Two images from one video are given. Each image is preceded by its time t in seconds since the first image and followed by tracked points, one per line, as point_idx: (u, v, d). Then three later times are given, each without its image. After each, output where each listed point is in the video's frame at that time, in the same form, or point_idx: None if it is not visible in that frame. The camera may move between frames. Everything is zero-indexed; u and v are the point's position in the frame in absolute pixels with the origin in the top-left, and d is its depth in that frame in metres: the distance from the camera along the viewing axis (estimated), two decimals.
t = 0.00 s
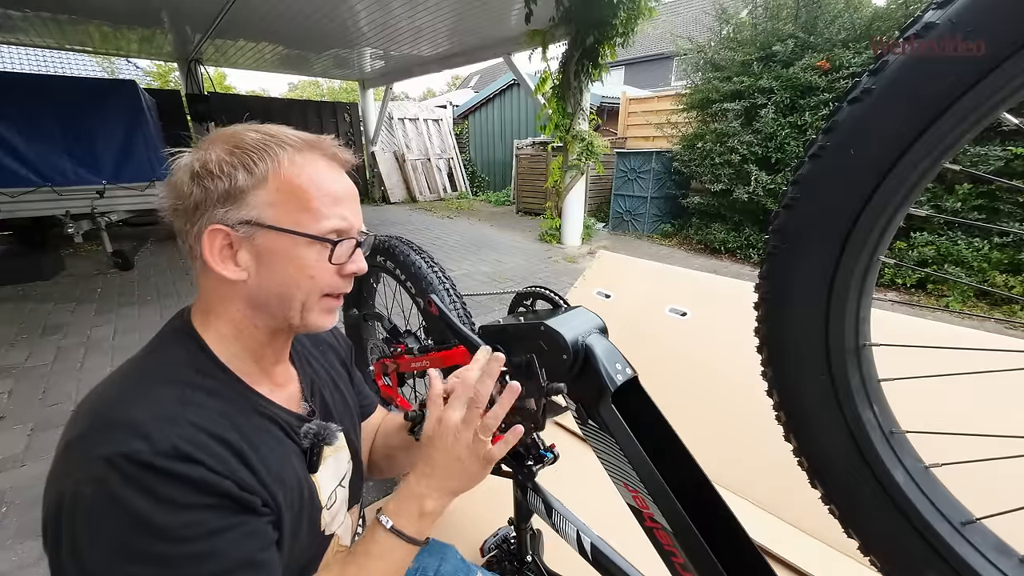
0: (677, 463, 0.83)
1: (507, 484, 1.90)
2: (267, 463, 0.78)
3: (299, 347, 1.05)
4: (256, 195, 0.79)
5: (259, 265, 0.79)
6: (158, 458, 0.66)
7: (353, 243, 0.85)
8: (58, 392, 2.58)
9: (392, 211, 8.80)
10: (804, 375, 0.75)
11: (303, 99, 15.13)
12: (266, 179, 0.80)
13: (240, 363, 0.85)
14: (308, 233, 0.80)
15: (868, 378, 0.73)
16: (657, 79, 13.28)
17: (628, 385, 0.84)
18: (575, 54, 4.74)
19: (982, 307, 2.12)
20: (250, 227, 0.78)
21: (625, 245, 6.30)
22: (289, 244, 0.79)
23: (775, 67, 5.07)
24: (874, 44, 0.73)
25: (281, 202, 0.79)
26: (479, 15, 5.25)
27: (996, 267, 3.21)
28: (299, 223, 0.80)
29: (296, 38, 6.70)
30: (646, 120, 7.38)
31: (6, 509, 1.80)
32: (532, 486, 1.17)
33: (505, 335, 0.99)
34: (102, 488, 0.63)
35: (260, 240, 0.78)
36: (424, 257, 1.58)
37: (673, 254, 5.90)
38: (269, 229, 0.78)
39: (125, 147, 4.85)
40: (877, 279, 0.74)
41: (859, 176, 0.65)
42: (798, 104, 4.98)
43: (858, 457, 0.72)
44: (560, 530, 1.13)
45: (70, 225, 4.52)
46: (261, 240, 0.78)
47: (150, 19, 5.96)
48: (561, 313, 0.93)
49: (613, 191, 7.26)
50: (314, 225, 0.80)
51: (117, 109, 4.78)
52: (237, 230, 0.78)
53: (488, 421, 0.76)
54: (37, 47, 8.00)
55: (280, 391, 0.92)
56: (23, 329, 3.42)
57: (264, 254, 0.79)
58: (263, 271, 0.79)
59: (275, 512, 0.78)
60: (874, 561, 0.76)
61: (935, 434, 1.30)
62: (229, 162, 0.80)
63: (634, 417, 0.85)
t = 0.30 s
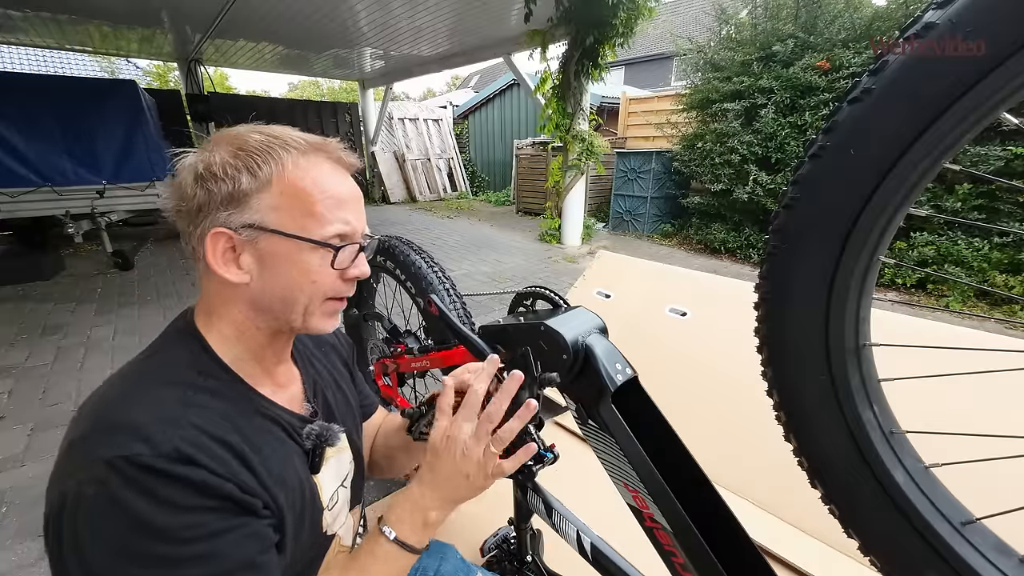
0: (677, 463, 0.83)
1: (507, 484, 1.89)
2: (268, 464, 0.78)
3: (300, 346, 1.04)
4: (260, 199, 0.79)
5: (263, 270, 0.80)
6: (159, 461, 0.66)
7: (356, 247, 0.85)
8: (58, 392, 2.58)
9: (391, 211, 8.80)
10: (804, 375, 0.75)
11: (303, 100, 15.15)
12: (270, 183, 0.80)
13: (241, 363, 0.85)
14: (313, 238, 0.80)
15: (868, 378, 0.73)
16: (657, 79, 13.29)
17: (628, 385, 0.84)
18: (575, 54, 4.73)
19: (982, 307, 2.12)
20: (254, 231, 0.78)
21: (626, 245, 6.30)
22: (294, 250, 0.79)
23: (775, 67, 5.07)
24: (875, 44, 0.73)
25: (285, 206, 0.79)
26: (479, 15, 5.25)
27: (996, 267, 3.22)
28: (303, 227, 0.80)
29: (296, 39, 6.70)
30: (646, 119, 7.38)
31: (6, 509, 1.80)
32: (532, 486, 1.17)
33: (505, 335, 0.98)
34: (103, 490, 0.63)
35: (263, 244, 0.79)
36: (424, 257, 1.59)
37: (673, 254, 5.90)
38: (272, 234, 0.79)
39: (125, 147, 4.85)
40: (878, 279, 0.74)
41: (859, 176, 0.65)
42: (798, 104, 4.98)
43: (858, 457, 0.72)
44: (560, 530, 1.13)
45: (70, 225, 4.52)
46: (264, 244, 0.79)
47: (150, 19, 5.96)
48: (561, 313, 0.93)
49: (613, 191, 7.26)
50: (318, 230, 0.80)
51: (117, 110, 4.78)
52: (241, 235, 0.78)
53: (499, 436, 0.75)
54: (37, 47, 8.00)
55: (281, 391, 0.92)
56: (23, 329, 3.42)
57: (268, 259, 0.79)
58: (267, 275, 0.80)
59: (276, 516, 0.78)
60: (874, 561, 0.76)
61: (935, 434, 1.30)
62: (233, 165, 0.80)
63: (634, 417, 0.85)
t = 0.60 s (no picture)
0: (677, 464, 0.83)
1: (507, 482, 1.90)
2: (275, 457, 0.78)
3: (317, 347, 1.05)
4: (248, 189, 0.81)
5: (243, 260, 0.80)
6: (172, 445, 0.67)
7: (328, 241, 0.80)
8: (58, 392, 2.58)
9: (391, 211, 8.80)
10: (804, 375, 0.75)
11: (303, 99, 15.15)
12: (258, 174, 0.82)
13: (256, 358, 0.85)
14: (282, 222, 0.78)
15: (867, 378, 0.73)
16: (658, 79, 13.28)
17: (627, 385, 0.84)
18: (575, 54, 4.74)
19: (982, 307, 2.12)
20: (237, 220, 0.80)
21: (626, 245, 6.30)
22: (261, 239, 0.78)
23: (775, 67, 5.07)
24: (875, 44, 0.73)
25: (262, 196, 0.79)
26: (479, 15, 5.25)
27: (996, 267, 3.22)
28: (270, 215, 0.78)
29: (296, 38, 6.70)
30: (646, 119, 7.38)
31: (6, 509, 1.80)
32: (532, 486, 1.16)
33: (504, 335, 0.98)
34: (118, 469, 0.63)
35: (241, 233, 0.80)
36: (424, 257, 1.59)
37: (673, 254, 5.90)
38: (246, 221, 0.79)
39: (125, 147, 4.85)
40: (878, 278, 0.74)
41: (859, 176, 0.65)
42: (798, 104, 4.98)
43: (859, 457, 0.72)
44: (560, 530, 1.13)
45: (70, 225, 4.52)
46: (243, 233, 0.80)
47: (150, 19, 5.96)
48: (561, 313, 0.93)
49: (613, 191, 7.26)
50: (284, 217, 0.78)
51: (117, 109, 4.78)
52: (231, 225, 0.81)
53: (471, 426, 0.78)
54: (37, 47, 8.00)
55: (295, 392, 0.91)
56: (23, 329, 3.42)
57: (244, 248, 0.79)
58: (248, 266, 0.80)
59: (281, 513, 0.78)
60: (874, 561, 0.76)
61: (935, 435, 1.29)
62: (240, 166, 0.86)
63: (634, 417, 0.85)
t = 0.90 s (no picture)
0: (677, 465, 0.83)
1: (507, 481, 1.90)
2: (285, 443, 0.79)
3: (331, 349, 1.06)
4: (293, 206, 0.78)
5: (281, 272, 0.79)
6: (185, 426, 0.67)
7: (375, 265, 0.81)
8: (58, 392, 2.58)
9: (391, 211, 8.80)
10: (804, 375, 0.75)
11: (303, 99, 15.15)
12: (306, 192, 0.78)
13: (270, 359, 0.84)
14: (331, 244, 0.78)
15: (867, 378, 0.73)
16: (658, 79, 13.27)
17: (627, 385, 0.84)
18: (575, 54, 4.74)
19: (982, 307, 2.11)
20: (278, 234, 0.78)
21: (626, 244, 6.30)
22: (306, 255, 0.78)
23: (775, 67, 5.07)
24: (875, 44, 0.73)
25: (311, 216, 0.78)
26: (479, 15, 5.25)
27: (996, 267, 3.22)
28: (321, 236, 0.77)
29: (296, 38, 6.70)
30: (646, 120, 7.38)
31: (6, 509, 1.80)
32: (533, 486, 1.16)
33: (504, 334, 0.96)
34: (131, 450, 0.64)
35: (284, 248, 0.78)
36: (424, 257, 1.58)
37: (673, 254, 5.90)
38: (292, 238, 0.78)
39: (125, 147, 4.85)
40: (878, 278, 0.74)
41: (859, 176, 0.65)
42: (798, 104, 4.98)
43: (859, 457, 0.72)
44: (560, 530, 1.13)
45: (70, 225, 4.52)
46: (285, 247, 0.78)
47: (150, 19, 5.96)
48: (561, 313, 0.92)
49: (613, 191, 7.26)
50: (335, 239, 0.78)
51: (117, 109, 4.78)
52: (267, 234, 0.78)
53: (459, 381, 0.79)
54: (37, 47, 8.00)
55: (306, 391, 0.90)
56: (23, 328, 3.42)
57: (286, 263, 0.78)
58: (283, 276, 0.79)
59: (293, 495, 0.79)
60: (874, 561, 0.76)
61: (935, 435, 1.29)
62: (280, 170, 0.80)
63: (634, 417, 0.85)
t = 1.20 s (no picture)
0: (677, 465, 0.83)
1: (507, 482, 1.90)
2: (275, 479, 0.77)
3: (300, 349, 1.06)
4: (335, 252, 0.76)
5: (328, 307, 0.81)
6: (168, 492, 0.65)
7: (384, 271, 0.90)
8: (58, 392, 2.58)
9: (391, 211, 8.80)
10: (804, 374, 0.75)
11: (303, 100, 15.16)
12: (349, 237, 0.77)
13: (246, 377, 0.82)
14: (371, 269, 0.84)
15: (867, 378, 0.73)
16: (658, 79, 13.30)
17: (628, 384, 0.84)
18: (575, 54, 4.73)
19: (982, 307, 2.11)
20: (335, 275, 0.78)
21: (626, 245, 6.30)
22: (357, 286, 0.83)
23: (775, 67, 5.07)
24: (874, 44, 0.73)
25: (363, 253, 0.80)
26: (479, 15, 5.25)
27: (996, 267, 3.23)
28: (368, 266, 0.83)
29: (297, 39, 6.70)
30: (646, 119, 7.38)
31: (6, 509, 1.80)
32: (533, 486, 1.17)
33: (505, 335, 0.98)
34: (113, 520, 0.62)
35: (339, 287, 0.80)
36: (424, 257, 1.58)
37: (673, 254, 5.90)
38: (348, 276, 0.80)
39: (125, 147, 4.85)
40: (877, 278, 0.74)
41: (860, 176, 0.65)
42: (798, 104, 4.98)
43: (858, 456, 0.72)
44: (560, 530, 1.13)
45: (70, 225, 4.52)
46: (340, 285, 0.80)
47: (150, 19, 5.96)
48: (561, 313, 0.93)
49: (613, 191, 7.26)
50: (375, 264, 0.85)
51: (117, 110, 4.78)
52: (327, 278, 0.77)
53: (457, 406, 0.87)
54: (38, 47, 8.01)
55: (282, 399, 0.89)
56: (23, 329, 3.42)
57: (336, 297, 0.81)
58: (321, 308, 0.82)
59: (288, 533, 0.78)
60: (874, 561, 0.76)
61: (936, 435, 1.29)
62: (319, 215, 0.73)
63: (634, 417, 0.85)
